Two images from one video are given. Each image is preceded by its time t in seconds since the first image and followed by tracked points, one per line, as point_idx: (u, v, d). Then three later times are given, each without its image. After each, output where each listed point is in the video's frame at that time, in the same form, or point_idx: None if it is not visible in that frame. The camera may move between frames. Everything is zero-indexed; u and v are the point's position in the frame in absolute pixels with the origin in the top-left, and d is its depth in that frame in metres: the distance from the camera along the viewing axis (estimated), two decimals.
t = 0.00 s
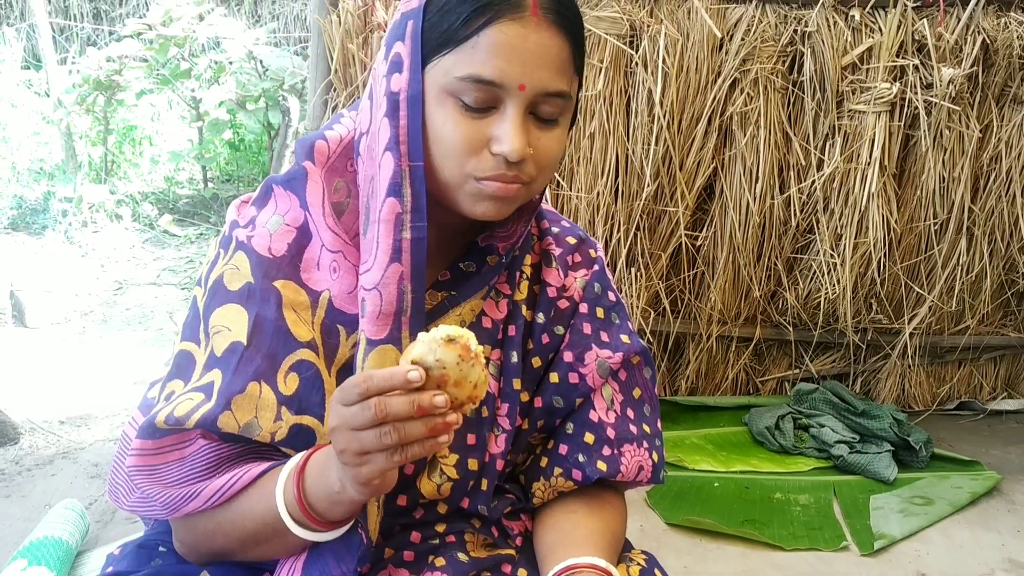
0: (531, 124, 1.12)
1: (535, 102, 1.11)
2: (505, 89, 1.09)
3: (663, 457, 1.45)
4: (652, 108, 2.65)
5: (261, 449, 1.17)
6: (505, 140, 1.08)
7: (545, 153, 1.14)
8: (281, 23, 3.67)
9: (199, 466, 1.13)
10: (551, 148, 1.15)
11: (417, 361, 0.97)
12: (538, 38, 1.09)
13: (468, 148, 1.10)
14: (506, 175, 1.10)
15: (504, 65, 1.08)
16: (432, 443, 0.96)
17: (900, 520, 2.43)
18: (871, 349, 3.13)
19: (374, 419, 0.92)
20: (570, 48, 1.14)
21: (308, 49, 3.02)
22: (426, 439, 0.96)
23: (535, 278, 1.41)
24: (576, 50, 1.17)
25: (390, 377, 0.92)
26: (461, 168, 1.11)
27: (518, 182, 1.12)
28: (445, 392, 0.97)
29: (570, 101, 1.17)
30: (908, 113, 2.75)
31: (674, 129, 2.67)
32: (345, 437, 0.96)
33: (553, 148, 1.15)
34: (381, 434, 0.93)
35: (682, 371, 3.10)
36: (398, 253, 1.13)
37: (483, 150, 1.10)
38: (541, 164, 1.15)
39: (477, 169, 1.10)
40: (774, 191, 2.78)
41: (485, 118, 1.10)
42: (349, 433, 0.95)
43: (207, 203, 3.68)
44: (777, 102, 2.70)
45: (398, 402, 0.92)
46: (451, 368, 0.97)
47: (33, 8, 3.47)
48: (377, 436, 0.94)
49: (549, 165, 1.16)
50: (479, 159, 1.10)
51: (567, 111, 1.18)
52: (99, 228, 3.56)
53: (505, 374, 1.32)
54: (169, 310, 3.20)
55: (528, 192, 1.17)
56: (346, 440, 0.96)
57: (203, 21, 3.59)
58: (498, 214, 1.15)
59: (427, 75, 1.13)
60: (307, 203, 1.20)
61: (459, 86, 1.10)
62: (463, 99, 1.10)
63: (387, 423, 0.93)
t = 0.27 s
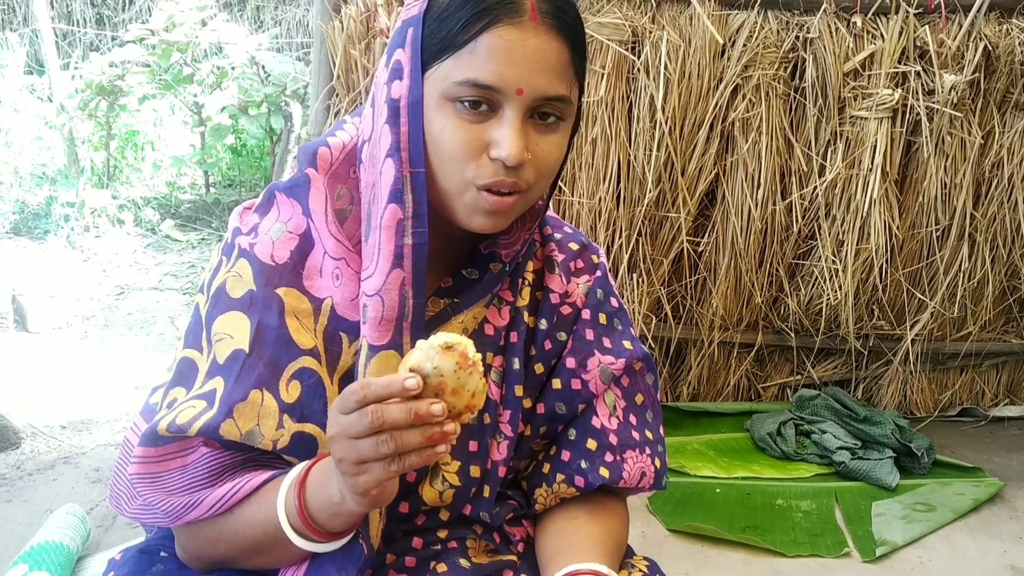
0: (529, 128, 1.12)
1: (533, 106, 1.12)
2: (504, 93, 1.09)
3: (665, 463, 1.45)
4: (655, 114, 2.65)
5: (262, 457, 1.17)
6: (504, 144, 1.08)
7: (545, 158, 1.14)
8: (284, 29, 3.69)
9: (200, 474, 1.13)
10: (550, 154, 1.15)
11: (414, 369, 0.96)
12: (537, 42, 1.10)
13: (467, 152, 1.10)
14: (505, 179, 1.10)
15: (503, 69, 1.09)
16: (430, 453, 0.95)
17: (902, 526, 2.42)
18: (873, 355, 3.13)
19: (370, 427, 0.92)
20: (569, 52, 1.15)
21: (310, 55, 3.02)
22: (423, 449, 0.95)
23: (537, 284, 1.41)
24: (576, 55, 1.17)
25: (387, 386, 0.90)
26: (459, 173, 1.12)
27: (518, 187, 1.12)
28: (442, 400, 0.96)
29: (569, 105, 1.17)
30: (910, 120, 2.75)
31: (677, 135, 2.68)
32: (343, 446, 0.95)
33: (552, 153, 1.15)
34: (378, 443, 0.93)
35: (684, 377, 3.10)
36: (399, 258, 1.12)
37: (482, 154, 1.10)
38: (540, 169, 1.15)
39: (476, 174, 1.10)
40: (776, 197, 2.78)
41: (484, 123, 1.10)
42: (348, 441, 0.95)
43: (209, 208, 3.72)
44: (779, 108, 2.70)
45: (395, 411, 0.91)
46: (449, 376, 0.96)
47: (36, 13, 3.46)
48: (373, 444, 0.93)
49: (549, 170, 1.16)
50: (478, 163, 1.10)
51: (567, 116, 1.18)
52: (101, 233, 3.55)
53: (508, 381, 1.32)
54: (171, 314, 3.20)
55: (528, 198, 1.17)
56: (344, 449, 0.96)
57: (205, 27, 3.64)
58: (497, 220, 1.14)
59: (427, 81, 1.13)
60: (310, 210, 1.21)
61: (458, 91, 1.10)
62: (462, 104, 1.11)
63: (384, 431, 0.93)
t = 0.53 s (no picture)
0: (517, 130, 1.12)
1: (521, 108, 1.12)
2: (490, 95, 1.09)
3: (665, 468, 1.44)
4: (655, 118, 2.66)
5: (254, 463, 1.18)
6: (489, 146, 1.08)
7: (534, 159, 1.14)
8: (285, 33, 3.87)
9: (189, 478, 1.14)
10: (539, 156, 1.15)
11: (361, 385, 0.95)
12: (524, 43, 1.10)
13: (453, 154, 1.10)
14: (491, 180, 1.11)
15: (489, 71, 1.09)
16: (371, 474, 0.93)
17: (902, 531, 2.42)
18: (873, 360, 3.13)
19: (309, 439, 0.91)
20: (559, 54, 1.15)
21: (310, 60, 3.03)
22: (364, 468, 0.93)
23: (536, 289, 1.41)
24: (566, 57, 1.17)
25: (329, 399, 0.90)
26: (446, 175, 1.12)
27: (505, 187, 1.12)
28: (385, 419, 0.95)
29: (560, 107, 1.17)
30: (910, 124, 2.76)
31: (676, 140, 2.68)
32: (288, 458, 0.94)
33: (542, 155, 1.15)
34: (317, 458, 0.92)
35: (684, 382, 3.10)
36: (389, 258, 1.13)
37: (468, 156, 1.10)
38: (529, 171, 1.14)
39: (462, 175, 1.11)
40: (776, 202, 2.78)
41: (470, 124, 1.11)
42: (292, 454, 0.94)
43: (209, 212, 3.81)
44: (778, 112, 2.70)
45: (334, 424, 0.90)
46: (392, 395, 0.94)
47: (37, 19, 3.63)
48: (313, 459, 0.92)
49: (539, 172, 1.16)
50: (464, 164, 1.11)
51: (558, 117, 1.18)
52: (101, 237, 3.56)
53: (506, 386, 1.31)
54: (171, 319, 3.21)
55: (517, 201, 1.17)
56: (289, 461, 0.95)
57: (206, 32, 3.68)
58: (485, 222, 1.14)
59: (416, 82, 1.14)
60: (307, 214, 1.20)
61: (444, 92, 1.11)
62: (449, 105, 1.11)
63: (324, 445, 0.92)
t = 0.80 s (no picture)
0: (512, 135, 1.13)
1: (516, 113, 1.12)
2: (484, 100, 1.10)
3: (662, 470, 1.45)
4: (653, 122, 2.66)
5: (257, 468, 1.17)
6: (484, 150, 1.09)
7: (529, 164, 1.15)
8: (284, 37, 3.86)
9: (191, 483, 1.13)
10: (534, 159, 1.15)
11: (376, 399, 0.97)
12: (518, 48, 1.10)
13: (448, 159, 1.11)
14: (486, 185, 1.11)
15: (483, 75, 1.09)
16: (386, 487, 0.94)
17: (901, 535, 2.42)
18: (872, 363, 3.13)
19: (325, 453, 0.91)
20: (553, 58, 1.15)
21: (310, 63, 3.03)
22: (379, 482, 0.94)
23: (534, 291, 1.41)
24: (561, 61, 1.17)
25: (346, 412, 0.91)
26: (441, 179, 1.12)
27: (500, 192, 1.13)
28: (401, 433, 0.96)
29: (555, 111, 1.17)
30: (908, 128, 2.76)
31: (675, 143, 2.69)
32: (303, 471, 0.95)
33: (537, 159, 1.16)
34: (333, 471, 0.93)
35: (683, 385, 3.11)
36: (385, 262, 1.14)
37: (463, 160, 1.11)
38: (524, 175, 1.15)
39: (457, 180, 1.11)
40: (774, 206, 2.78)
41: (465, 129, 1.11)
42: (306, 466, 0.95)
43: (209, 215, 3.83)
44: (777, 116, 2.70)
45: (350, 439, 0.91)
46: (408, 409, 0.95)
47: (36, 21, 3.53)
48: (329, 472, 0.93)
49: (534, 176, 1.16)
50: (459, 169, 1.11)
51: (553, 121, 1.18)
52: (100, 240, 3.61)
53: (504, 389, 1.32)
54: (170, 321, 3.21)
55: (513, 204, 1.17)
56: (304, 474, 0.95)
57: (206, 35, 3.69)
58: (481, 226, 1.15)
59: (412, 86, 1.14)
60: (305, 217, 1.21)
61: (439, 97, 1.11)
62: (443, 110, 1.11)
63: (340, 459, 0.92)
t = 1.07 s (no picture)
0: (511, 141, 1.12)
1: (515, 118, 1.12)
2: (483, 106, 1.10)
3: (661, 474, 1.45)
4: (652, 124, 2.66)
5: (256, 473, 1.17)
6: (483, 156, 1.09)
7: (528, 169, 1.15)
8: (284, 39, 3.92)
9: (191, 488, 1.13)
10: (533, 165, 1.15)
11: (383, 415, 0.96)
12: (516, 54, 1.10)
13: (448, 165, 1.11)
14: (485, 191, 1.11)
15: (482, 82, 1.09)
16: (391, 503, 0.95)
17: (900, 537, 2.42)
18: (871, 366, 3.13)
19: (331, 469, 0.92)
20: (552, 63, 1.15)
21: (309, 65, 3.04)
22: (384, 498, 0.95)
23: (533, 295, 1.41)
24: (560, 67, 1.17)
25: (352, 428, 0.92)
26: (441, 185, 1.12)
27: (499, 198, 1.13)
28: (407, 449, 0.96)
29: (554, 116, 1.17)
30: (906, 131, 2.76)
31: (673, 146, 2.69)
32: (307, 484, 0.96)
33: (536, 165, 1.15)
34: (338, 487, 0.93)
35: (681, 388, 3.11)
36: (385, 266, 1.14)
37: (462, 167, 1.11)
38: (523, 180, 1.15)
39: (456, 185, 1.11)
40: (773, 208, 2.78)
41: (464, 135, 1.11)
42: (311, 480, 0.96)
43: (208, 218, 3.87)
44: (776, 119, 2.71)
45: (356, 455, 0.92)
46: (415, 427, 0.95)
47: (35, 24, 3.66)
48: (334, 488, 0.94)
49: (533, 181, 1.16)
50: (458, 175, 1.11)
51: (553, 126, 1.18)
52: (99, 242, 3.63)
53: (503, 392, 1.32)
54: (168, 324, 3.21)
55: (512, 210, 1.17)
56: (309, 487, 0.96)
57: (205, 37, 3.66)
58: (480, 231, 1.15)
59: (411, 91, 1.14)
60: (305, 221, 1.21)
61: (437, 103, 1.11)
62: (442, 116, 1.11)
63: (345, 475, 0.93)
